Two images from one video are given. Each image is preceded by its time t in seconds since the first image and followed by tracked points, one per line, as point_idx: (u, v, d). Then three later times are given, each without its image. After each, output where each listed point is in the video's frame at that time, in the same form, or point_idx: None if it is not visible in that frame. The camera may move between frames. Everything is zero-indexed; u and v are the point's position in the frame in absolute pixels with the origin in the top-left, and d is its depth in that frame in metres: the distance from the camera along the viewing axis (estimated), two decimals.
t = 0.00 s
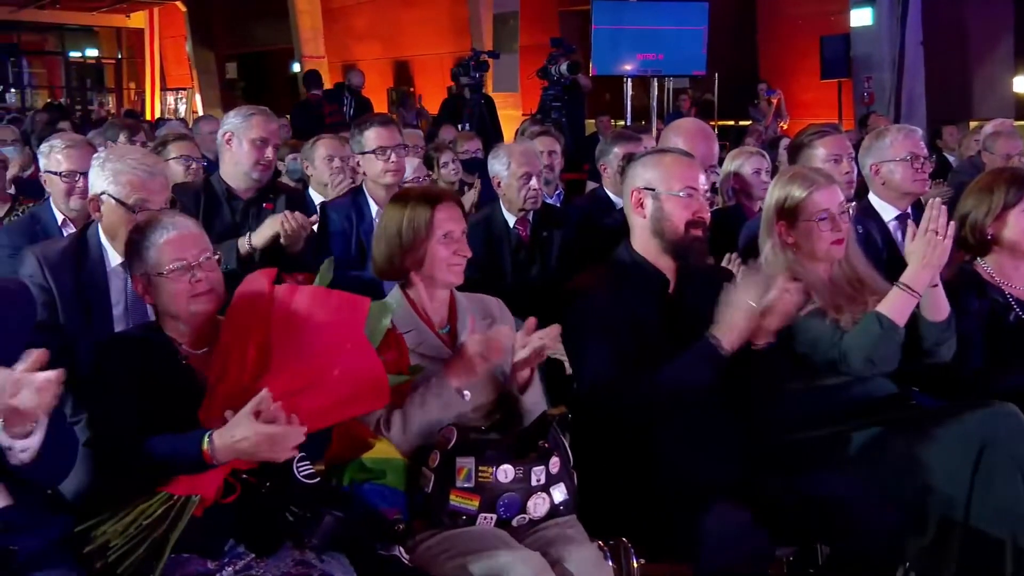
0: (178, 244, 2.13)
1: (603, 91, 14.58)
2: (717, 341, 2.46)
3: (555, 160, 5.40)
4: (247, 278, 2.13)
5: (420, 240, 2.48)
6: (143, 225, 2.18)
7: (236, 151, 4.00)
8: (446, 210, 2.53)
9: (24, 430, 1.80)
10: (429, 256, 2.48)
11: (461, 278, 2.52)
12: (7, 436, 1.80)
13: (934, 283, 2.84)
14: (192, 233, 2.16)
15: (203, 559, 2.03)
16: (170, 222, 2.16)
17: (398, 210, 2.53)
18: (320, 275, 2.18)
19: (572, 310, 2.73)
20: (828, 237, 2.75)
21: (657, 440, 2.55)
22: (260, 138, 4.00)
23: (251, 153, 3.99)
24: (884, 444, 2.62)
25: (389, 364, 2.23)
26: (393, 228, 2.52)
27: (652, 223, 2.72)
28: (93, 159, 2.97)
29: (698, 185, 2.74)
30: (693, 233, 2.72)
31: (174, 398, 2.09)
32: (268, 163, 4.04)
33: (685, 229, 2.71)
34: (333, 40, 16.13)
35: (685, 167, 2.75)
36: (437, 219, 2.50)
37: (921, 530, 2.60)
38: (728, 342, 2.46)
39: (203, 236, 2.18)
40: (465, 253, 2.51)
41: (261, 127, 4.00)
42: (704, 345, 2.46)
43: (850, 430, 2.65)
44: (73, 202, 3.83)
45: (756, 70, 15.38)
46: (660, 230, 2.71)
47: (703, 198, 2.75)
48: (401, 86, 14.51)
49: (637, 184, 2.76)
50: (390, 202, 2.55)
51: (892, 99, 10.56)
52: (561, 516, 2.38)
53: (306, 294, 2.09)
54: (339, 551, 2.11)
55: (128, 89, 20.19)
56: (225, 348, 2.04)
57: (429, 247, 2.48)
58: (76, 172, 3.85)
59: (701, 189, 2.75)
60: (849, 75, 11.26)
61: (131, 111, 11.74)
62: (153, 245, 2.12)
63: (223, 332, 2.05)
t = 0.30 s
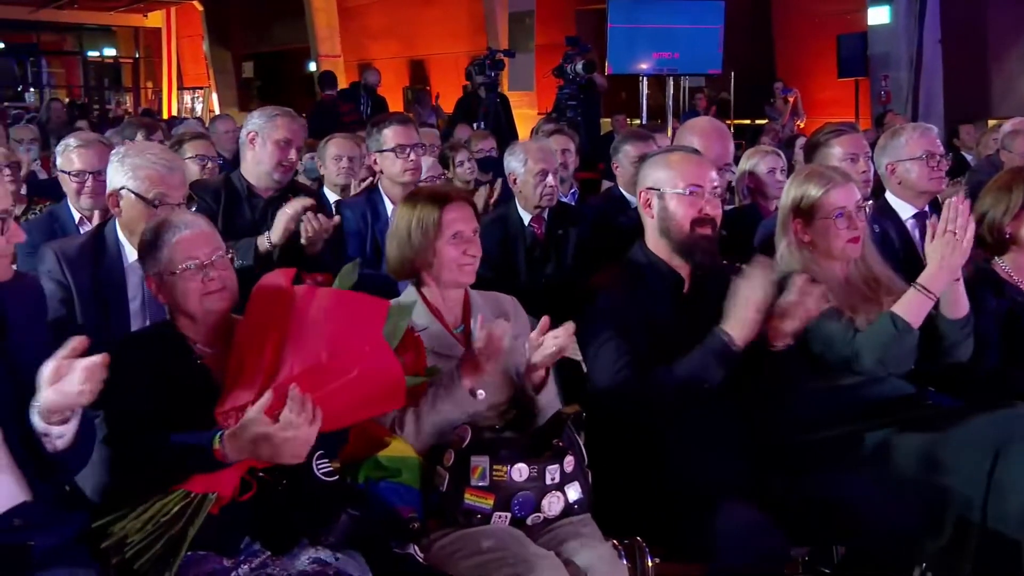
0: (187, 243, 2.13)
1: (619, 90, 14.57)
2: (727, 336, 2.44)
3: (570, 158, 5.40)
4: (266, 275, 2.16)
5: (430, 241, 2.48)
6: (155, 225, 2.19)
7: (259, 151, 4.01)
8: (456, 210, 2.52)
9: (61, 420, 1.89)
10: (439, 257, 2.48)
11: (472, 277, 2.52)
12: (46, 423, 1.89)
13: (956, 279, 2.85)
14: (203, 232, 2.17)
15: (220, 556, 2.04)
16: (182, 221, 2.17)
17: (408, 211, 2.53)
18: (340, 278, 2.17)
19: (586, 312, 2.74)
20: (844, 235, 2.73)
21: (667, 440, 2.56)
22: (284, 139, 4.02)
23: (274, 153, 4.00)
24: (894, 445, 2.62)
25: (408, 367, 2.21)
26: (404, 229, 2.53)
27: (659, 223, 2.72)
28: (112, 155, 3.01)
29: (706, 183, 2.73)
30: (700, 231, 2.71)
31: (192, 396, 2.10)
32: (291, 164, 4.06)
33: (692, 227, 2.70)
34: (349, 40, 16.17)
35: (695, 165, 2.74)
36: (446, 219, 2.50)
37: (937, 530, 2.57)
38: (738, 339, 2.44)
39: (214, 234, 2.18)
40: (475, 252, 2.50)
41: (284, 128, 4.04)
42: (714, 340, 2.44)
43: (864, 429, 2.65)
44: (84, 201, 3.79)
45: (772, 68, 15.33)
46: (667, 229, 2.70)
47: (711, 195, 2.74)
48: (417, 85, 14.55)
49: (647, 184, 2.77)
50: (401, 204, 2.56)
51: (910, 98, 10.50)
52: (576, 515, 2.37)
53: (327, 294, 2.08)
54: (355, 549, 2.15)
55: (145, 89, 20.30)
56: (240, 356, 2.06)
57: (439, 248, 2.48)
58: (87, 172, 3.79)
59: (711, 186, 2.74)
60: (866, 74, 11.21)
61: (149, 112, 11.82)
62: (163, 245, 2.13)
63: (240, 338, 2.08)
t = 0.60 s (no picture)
0: (205, 242, 2.13)
1: (636, 87, 14.55)
2: (756, 347, 2.45)
3: (586, 155, 5.40)
4: (283, 274, 2.17)
5: (442, 239, 2.48)
6: (170, 223, 2.18)
7: (273, 148, 4.04)
8: (467, 206, 2.51)
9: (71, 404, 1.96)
10: (451, 255, 2.47)
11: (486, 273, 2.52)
12: (59, 408, 1.97)
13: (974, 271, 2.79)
14: (219, 229, 2.17)
15: (236, 552, 2.04)
16: (196, 220, 2.16)
17: (419, 208, 2.53)
18: (356, 274, 2.18)
19: (601, 309, 2.74)
20: (862, 232, 2.71)
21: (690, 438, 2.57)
22: (296, 135, 4.01)
23: (287, 149, 4.01)
24: (913, 442, 2.59)
25: (420, 363, 2.23)
26: (416, 226, 2.53)
27: (678, 219, 2.71)
28: (126, 150, 3.03)
29: (724, 180, 2.72)
30: (719, 229, 2.70)
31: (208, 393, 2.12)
32: (306, 161, 4.07)
33: (711, 225, 2.69)
34: (366, 37, 16.21)
35: (712, 162, 2.73)
36: (458, 216, 2.49)
37: (954, 529, 2.52)
38: (767, 350, 2.45)
39: (230, 232, 2.19)
40: (487, 248, 2.50)
41: (297, 123, 4.02)
42: (739, 349, 2.46)
43: (882, 429, 2.62)
44: (98, 198, 3.82)
45: (790, 65, 15.27)
46: (686, 227, 2.69)
47: (729, 193, 2.73)
48: (434, 83, 14.57)
49: (664, 180, 2.75)
50: (413, 201, 2.56)
51: (929, 94, 10.43)
52: (592, 512, 2.37)
53: (345, 292, 2.09)
54: (372, 545, 2.14)
55: (163, 86, 20.41)
56: (256, 354, 2.07)
57: (450, 245, 2.48)
58: (103, 169, 3.81)
59: (728, 184, 2.73)
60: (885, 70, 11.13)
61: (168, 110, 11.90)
62: (179, 244, 2.13)
63: (262, 321, 2.10)
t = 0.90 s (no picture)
0: (217, 242, 2.14)
1: (647, 85, 14.54)
2: (763, 341, 2.47)
3: (597, 153, 5.40)
4: (289, 272, 2.18)
5: (449, 237, 2.48)
6: (180, 222, 2.18)
7: (281, 146, 4.05)
8: (473, 204, 2.51)
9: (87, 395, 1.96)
10: (458, 253, 2.48)
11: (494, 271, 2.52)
12: (72, 399, 1.96)
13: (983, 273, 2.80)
14: (230, 229, 2.17)
15: (247, 548, 2.08)
16: (206, 220, 2.16)
17: (425, 207, 2.53)
18: (365, 273, 2.19)
19: (612, 307, 2.74)
20: (873, 231, 2.70)
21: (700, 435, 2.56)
22: (303, 131, 4.02)
23: (294, 145, 4.01)
24: (925, 443, 2.54)
25: (429, 361, 2.24)
26: (422, 224, 2.53)
27: (693, 217, 2.70)
28: (136, 147, 3.03)
29: (740, 178, 2.71)
30: (734, 228, 2.69)
31: (221, 392, 2.15)
32: (314, 156, 4.06)
33: (726, 223, 2.68)
34: (377, 35, 16.19)
35: (726, 160, 2.71)
36: (464, 214, 2.48)
37: (967, 530, 2.46)
38: (773, 343, 2.47)
39: (240, 231, 2.19)
40: (494, 246, 2.50)
41: (304, 120, 4.03)
42: (747, 344, 2.47)
43: (894, 428, 2.59)
44: (110, 196, 3.83)
45: (802, 62, 15.22)
46: (701, 225, 2.68)
47: (745, 191, 2.72)
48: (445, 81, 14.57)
49: (678, 178, 2.74)
50: (419, 199, 2.56)
51: (942, 92, 10.38)
52: (603, 510, 2.38)
53: (351, 291, 2.10)
54: (380, 543, 2.16)
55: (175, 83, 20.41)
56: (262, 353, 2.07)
57: (457, 243, 2.48)
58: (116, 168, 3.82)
59: (743, 182, 2.72)
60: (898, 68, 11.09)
61: (181, 107, 11.91)
62: (190, 244, 2.13)
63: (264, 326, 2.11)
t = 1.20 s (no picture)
0: (231, 240, 2.14)
1: (662, 83, 14.52)
2: (776, 337, 2.47)
3: (613, 150, 5.40)
4: (309, 269, 2.19)
5: (463, 234, 2.49)
6: (194, 221, 2.19)
7: (292, 143, 4.07)
8: (488, 201, 2.51)
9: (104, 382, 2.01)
10: (473, 249, 2.48)
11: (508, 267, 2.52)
12: (89, 386, 2.01)
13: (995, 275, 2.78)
14: (242, 227, 2.17)
15: (263, 545, 2.09)
16: (220, 218, 2.17)
17: (440, 204, 2.53)
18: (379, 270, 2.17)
19: (627, 305, 2.74)
20: (888, 227, 2.67)
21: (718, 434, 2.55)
22: (313, 128, 4.03)
23: (304, 142, 4.03)
24: (941, 442, 2.55)
25: (447, 359, 2.22)
26: (437, 221, 2.54)
27: (710, 214, 2.70)
28: (151, 144, 3.05)
29: (757, 176, 2.70)
30: (752, 224, 2.69)
31: (236, 388, 2.16)
32: (326, 154, 4.08)
33: (744, 221, 2.68)
34: (392, 33, 16.20)
35: (743, 157, 2.71)
36: (478, 210, 2.49)
37: (985, 526, 2.48)
38: (785, 340, 2.47)
39: (253, 229, 2.19)
40: (509, 242, 2.50)
41: (313, 117, 4.04)
42: (761, 339, 2.47)
43: (910, 426, 2.59)
44: (132, 191, 3.89)
45: (818, 59, 15.16)
46: (718, 223, 2.68)
47: (762, 188, 2.71)
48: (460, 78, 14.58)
49: (695, 176, 2.74)
50: (434, 197, 2.56)
51: (959, 89, 10.33)
52: (618, 508, 2.38)
53: (368, 287, 2.09)
54: (395, 540, 2.19)
55: (191, 82, 20.49)
56: (280, 346, 2.08)
57: (472, 240, 2.48)
58: (136, 162, 3.92)
59: (761, 179, 2.71)
60: (915, 65, 11.02)
61: (199, 106, 11.98)
62: (205, 243, 2.14)
63: (289, 316, 2.11)
